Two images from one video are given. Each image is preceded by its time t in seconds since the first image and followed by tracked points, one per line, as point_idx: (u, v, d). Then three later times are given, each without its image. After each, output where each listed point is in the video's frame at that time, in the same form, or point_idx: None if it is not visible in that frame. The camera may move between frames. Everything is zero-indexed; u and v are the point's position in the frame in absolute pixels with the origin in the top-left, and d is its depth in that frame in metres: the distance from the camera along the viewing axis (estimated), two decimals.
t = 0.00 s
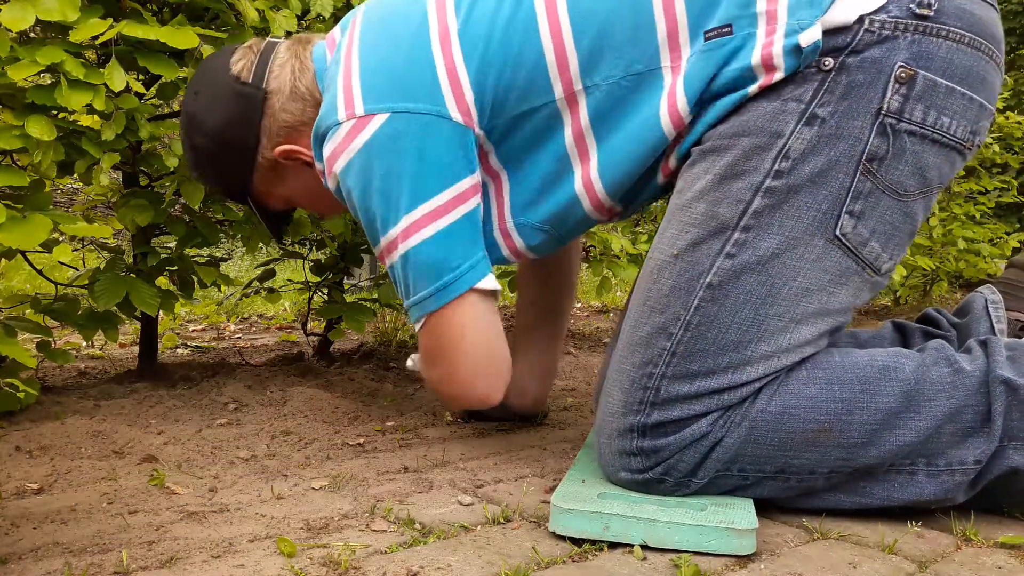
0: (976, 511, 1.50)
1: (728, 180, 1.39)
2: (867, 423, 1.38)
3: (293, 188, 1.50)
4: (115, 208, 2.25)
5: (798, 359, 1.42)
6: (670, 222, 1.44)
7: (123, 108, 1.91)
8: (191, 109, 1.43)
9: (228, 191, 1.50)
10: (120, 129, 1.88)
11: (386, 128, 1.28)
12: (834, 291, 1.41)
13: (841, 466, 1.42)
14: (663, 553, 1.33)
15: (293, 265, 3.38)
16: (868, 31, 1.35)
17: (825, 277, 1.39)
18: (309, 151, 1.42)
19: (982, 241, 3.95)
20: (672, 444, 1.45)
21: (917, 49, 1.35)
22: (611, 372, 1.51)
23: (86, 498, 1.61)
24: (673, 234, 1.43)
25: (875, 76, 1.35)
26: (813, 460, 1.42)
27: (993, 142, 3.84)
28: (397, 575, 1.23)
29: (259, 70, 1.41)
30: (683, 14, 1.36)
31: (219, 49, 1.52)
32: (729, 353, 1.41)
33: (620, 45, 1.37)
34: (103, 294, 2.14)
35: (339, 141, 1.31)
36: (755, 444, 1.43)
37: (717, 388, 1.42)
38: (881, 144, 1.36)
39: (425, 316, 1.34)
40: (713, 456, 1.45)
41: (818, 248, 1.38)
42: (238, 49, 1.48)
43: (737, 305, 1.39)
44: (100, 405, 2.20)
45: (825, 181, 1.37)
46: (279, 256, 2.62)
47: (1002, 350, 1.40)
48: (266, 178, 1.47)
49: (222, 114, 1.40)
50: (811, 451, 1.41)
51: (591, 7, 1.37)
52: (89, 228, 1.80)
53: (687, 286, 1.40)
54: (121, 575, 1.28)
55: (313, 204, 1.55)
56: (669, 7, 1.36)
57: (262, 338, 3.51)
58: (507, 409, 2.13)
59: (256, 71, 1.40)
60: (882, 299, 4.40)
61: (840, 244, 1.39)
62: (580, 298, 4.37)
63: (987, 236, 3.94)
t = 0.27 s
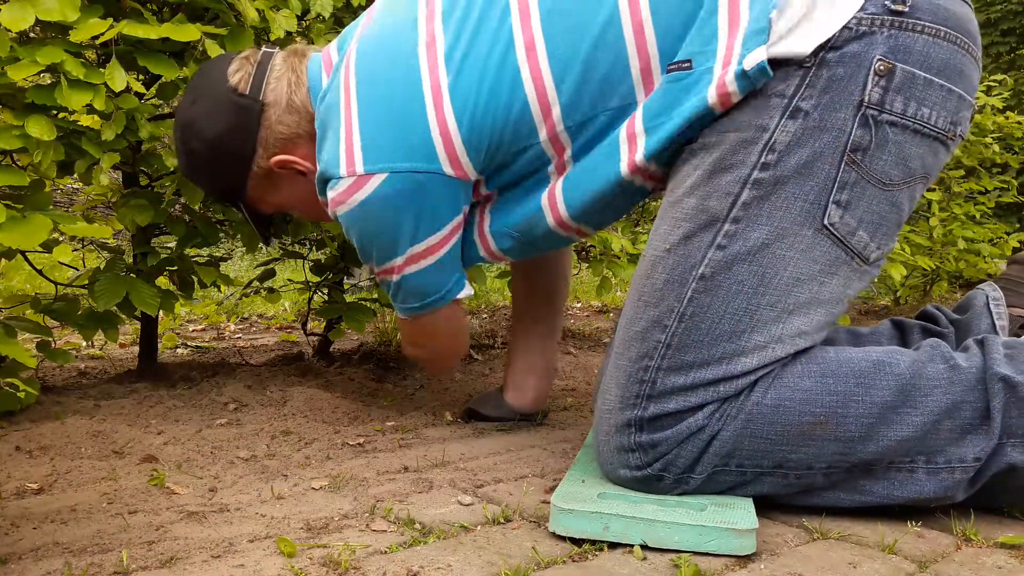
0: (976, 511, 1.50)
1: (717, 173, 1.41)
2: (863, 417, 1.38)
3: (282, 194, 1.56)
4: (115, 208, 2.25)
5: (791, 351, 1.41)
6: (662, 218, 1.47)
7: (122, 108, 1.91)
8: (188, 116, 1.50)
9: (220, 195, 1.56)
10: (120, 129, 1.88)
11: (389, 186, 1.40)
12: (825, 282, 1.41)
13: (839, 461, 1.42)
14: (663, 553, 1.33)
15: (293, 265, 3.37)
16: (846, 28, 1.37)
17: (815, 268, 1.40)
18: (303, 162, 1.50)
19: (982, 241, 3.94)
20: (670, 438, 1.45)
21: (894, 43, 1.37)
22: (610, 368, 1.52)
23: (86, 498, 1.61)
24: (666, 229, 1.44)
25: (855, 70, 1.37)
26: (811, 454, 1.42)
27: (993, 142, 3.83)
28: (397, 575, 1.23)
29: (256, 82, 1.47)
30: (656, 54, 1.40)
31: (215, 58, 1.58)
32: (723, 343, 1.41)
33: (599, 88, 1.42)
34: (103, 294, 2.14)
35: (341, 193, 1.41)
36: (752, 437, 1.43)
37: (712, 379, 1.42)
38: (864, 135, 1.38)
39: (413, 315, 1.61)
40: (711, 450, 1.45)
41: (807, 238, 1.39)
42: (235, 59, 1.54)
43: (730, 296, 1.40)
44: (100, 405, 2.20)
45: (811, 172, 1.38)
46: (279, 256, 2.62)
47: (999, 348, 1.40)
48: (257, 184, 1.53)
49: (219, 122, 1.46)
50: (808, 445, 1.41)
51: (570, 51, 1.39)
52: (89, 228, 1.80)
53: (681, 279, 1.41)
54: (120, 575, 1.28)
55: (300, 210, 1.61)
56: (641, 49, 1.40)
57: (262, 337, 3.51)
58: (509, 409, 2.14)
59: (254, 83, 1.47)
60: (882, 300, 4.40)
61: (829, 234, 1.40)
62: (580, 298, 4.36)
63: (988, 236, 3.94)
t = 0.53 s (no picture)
0: (976, 511, 1.50)
1: (719, 172, 1.41)
2: (861, 412, 1.39)
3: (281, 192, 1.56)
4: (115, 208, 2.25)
5: (794, 342, 1.42)
6: (665, 215, 1.46)
7: (122, 109, 1.91)
8: (188, 116, 1.49)
9: (220, 195, 1.56)
10: (120, 129, 1.88)
11: (396, 204, 1.44)
12: (825, 278, 1.41)
13: (839, 456, 1.42)
14: (662, 553, 1.33)
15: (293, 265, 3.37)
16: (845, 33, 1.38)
17: (815, 264, 1.40)
18: (303, 160, 1.51)
19: (982, 241, 3.94)
20: (670, 429, 1.45)
21: (888, 49, 1.38)
22: (611, 362, 1.51)
23: (86, 498, 1.61)
24: (669, 225, 1.44)
25: (851, 74, 1.38)
26: (810, 448, 1.42)
27: (993, 142, 3.83)
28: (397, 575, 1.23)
29: (258, 81, 1.48)
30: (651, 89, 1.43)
31: (213, 61, 1.59)
32: (725, 335, 1.41)
33: (597, 118, 1.45)
34: (103, 294, 2.14)
35: (347, 209, 1.45)
36: (750, 429, 1.42)
37: (714, 370, 1.42)
38: (861, 135, 1.38)
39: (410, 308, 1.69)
40: (711, 441, 1.44)
41: (806, 234, 1.40)
42: (237, 58, 1.54)
43: (731, 289, 1.40)
44: (100, 405, 2.20)
45: (812, 171, 1.38)
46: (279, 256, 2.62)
47: (994, 348, 1.41)
48: (257, 182, 1.54)
49: (221, 121, 1.47)
50: (807, 438, 1.41)
51: (570, 86, 1.41)
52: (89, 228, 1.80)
53: (683, 273, 1.41)
54: (121, 575, 1.28)
55: (300, 209, 1.61)
56: (636, 83, 1.42)
57: (262, 337, 3.51)
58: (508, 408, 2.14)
59: (256, 82, 1.48)
60: (882, 300, 4.40)
61: (828, 230, 1.40)
62: (580, 298, 4.36)
63: (988, 235, 3.94)
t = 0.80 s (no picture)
0: (975, 510, 1.50)
1: (724, 169, 1.40)
2: (862, 407, 1.39)
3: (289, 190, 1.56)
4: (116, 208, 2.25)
5: (800, 334, 1.42)
6: (670, 211, 1.46)
7: (122, 109, 1.91)
8: (197, 116, 1.50)
9: (228, 194, 1.56)
10: (120, 128, 1.88)
11: (407, 173, 1.40)
12: (830, 274, 1.41)
13: (840, 452, 1.42)
14: (662, 553, 1.33)
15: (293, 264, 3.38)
16: (844, 35, 1.38)
17: (819, 260, 1.40)
18: (311, 157, 1.50)
19: (982, 241, 3.94)
20: (675, 421, 1.45)
21: (886, 51, 1.38)
22: (615, 357, 1.51)
23: (86, 498, 1.62)
24: (674, 221, 1.44)
25: (851, 75, 1.38)
26: (811, 444, 1.42)
27: (993, 142, 3.83)
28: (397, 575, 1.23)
29: (264, 79, 1.48)
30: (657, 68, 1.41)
31: (223, 62, 1.59)
32: (731, 329, 1.42)
33: (604, 96, 1.43)
34: (103, 294, 2.14)
35: (359, 186, 1.42)
36: (753, 423, 1.43)
37: (721, 364, 1.42)
38: (861, 134, 1.38)
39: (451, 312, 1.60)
40: (714, 435, 1.44)
41: (809, 231, 1.40)
42: (242, 59, 1.54)
43: (737, 284, 1.40)
44: (100, 405, 2.20)
45: (814, 168, 1.39)
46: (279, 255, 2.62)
47: (991, 347, 1.42)
48: (265, 181, 1.53)
49: (225, 121, 1.47)
50: (809, 433, 1.41)
51: (580, 60, 1.40)
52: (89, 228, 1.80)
53: (689, 268, 1.41)
54: (120, 575, 1.28)
55: (307, 208, 1.61)
56: (643, 63, 1.40)
57: (263, 338, 3.51)
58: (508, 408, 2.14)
59: (261, 81, 1.48)
60: (882, 300, 4.40)
61: (830, 227, 1.40)
62: (580, 298, 4.37)
63: (988, 235, 3.94)
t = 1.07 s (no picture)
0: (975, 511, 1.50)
1: (730, 172, 1.41)
2: (860, 410, 1.39)
3: (299, 204, 1.58)
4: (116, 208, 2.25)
5: (797, 339, 1.41)
6: (675, 214, 1.46)
7: (122, 108, 1.91)
8: (205, 134, 1.52)
9: (238, 209, 1.58)
10: (120, 128, 1.88)
11: (413, 221, 1.45)
12: (834, 281, 1.41)
13: (839, 455, 1.42)
14: (662, 553, 1.33)
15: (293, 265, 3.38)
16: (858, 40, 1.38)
17: (823, 266, 1.40)
18: (319, 174, 1.52)
19: (982, 241, 3.94)
20: (672, 427, 1.45)
21: (899, 57, 1.38)
22: (614, 359, 1.51)
23: (86, 498, 1.62)
24: (678, 224, 1.44)
25: (863, 80, 1.38)
26: (809, 448, 1.42)
27: (993, 143, 3.83)
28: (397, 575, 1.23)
29: (270, 99, 1.49)
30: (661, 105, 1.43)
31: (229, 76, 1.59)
32: (730, 334, 1.41)
33: (608, 135, 1.45)
34: (103, 294, 2.14)
35: (364, 227, 1.46)
36: (752, 429, 1.42)
37: (719, 369, 1.42)
38: (871, 141, 1.38)
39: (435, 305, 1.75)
40: (711, 440, 1.44)
41: (815, 237, 1.40)
42: (248, 75, 1.54)
43: (740, 289, 1.40)
44: (100, 405, 2.20)
45: (821, 174, 1.39)
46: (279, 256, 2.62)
47: (989, 350, 1.42)
48: (275, 197, 1.55)
49: (235, 140, 1.48)
50: (806, 437, 1.41)
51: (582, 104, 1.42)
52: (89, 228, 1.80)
53: (691, 272, 1.41)
54: (120, 574, 1.28)
55: (317, 219, 1.63)
56: (647, 102, 1.42)
57: (263, 338, 3.51)
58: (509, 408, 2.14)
59: (268, 100, 1.49)
60: (882, 299, 4.40)
61: (836, 234, 1.40)
62: (580, 298, 4.37)
63: (988, 235, 3.94)
